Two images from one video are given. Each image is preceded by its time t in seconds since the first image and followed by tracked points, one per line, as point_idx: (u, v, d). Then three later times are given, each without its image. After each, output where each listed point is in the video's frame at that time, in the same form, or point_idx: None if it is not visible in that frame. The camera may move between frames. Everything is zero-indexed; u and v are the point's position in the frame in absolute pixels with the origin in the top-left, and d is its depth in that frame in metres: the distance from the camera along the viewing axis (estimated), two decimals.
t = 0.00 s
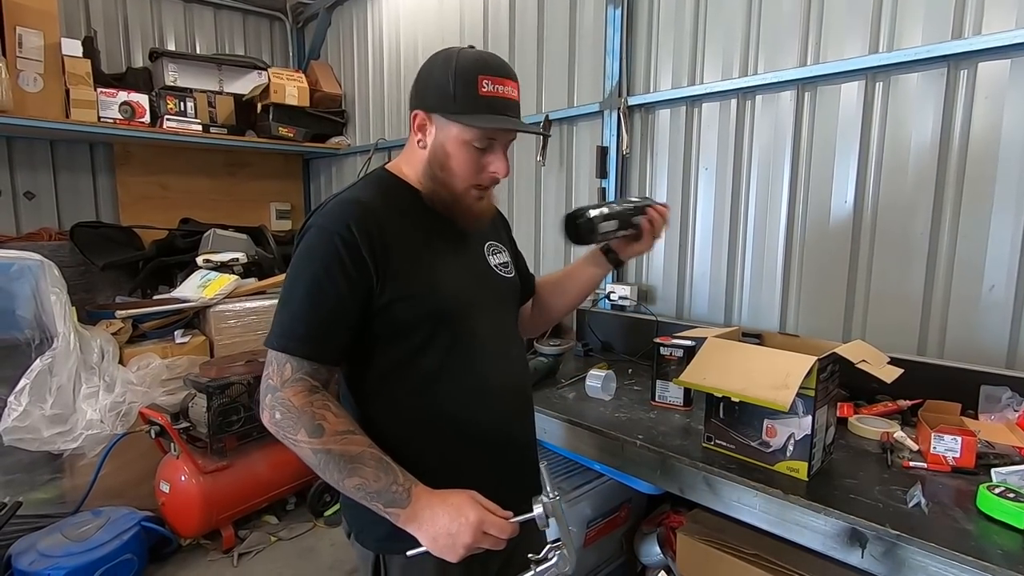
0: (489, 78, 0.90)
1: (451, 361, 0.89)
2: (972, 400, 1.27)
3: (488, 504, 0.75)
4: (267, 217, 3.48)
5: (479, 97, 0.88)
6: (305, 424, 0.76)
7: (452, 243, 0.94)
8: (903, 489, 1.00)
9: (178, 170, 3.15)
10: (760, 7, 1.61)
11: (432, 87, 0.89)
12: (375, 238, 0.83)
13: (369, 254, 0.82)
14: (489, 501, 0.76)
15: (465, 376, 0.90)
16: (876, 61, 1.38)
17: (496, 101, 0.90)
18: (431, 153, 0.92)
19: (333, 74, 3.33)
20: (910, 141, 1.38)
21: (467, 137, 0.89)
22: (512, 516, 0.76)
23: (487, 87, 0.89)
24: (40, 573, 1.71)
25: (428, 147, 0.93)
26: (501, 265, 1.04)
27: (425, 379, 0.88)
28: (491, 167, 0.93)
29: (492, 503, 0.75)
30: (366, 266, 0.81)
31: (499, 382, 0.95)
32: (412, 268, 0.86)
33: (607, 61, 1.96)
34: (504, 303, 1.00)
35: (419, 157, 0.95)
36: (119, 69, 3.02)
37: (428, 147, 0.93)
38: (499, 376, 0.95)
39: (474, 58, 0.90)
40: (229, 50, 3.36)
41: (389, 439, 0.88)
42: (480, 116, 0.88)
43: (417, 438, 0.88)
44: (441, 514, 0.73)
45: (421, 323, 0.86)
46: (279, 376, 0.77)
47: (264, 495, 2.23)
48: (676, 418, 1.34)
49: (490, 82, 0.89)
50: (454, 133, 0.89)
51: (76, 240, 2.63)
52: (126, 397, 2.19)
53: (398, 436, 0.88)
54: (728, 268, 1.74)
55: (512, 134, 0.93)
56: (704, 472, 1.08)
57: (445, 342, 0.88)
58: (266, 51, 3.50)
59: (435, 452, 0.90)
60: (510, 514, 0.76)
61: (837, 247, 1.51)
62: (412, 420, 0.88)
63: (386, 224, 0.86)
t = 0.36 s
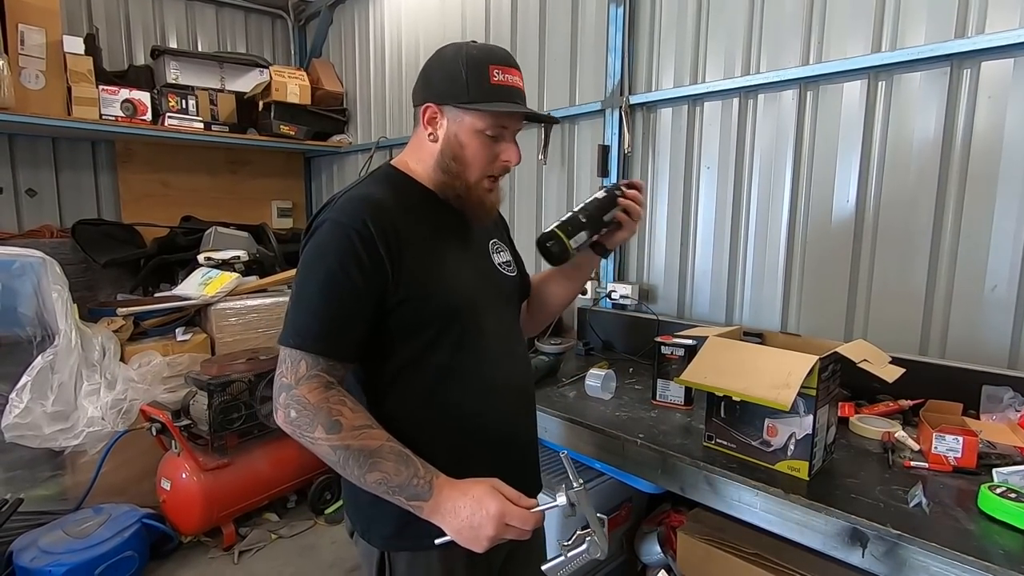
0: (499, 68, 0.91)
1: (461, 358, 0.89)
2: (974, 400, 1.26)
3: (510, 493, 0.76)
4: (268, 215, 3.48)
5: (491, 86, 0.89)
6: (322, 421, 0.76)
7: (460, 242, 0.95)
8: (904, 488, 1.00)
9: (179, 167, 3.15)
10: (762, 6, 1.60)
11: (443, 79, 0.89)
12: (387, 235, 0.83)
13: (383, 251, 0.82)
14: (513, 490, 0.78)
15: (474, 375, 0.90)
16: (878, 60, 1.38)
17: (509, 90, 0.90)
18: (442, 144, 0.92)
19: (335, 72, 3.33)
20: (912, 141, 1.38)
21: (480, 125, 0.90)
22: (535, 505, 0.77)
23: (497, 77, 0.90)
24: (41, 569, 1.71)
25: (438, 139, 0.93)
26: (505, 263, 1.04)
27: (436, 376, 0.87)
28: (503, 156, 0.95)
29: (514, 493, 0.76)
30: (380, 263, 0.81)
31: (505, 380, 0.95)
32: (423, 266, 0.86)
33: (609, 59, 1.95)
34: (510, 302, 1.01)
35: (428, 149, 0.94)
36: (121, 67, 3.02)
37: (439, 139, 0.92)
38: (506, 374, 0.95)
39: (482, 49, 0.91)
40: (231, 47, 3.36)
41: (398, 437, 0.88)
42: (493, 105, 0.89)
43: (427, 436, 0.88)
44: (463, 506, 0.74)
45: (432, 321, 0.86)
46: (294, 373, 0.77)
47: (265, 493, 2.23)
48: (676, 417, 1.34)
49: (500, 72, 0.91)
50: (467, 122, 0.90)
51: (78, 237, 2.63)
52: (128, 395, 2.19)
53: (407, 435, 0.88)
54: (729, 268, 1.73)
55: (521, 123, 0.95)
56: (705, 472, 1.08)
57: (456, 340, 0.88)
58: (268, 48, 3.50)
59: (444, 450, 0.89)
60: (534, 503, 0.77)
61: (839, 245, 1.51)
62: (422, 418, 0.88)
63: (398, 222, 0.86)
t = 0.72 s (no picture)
0: (446, 41, 0.91)
1: (457, 357, 0.89)
2: (974, 400, 1.26)
3: (499, 500, 0.75)
4: (268, 215, 3.48)
5: (437, 58, 0.91)
6: (315, 420, 0.76)
7: (456, 240, 0.95)
8: (904, 488, 1.00)
9: (181, 167, 3.16)
10: (764, 6, 1.60)
11: (403, 68, 0.95)
12: (380, 234, 0.83)
13: (376, 251, 0.82)
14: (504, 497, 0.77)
15: (470, 372, 0.90)
16: (879, 60, 1.38)
17: (457, 58, 0.91)
18: (408, 130, 0.96)
19: (336, 71, 3.33)
20: (913, 141, 1.38)
21: (433, 101, 0.93)
22: (524, 511, 0.77)
23: (445, 49, 0.91)
24: (43, 568, 1.72)
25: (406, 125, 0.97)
26: (505, 261, 1.04)
27: (431, 374, 0.88)
28: (464, 126, 0.94)
29: (502, 499, 0.76)
30: (372, 262, 0.81)
31: (503, 378, 0.95)
32: (417, 264, 0.86)
33: (610, 59, 1.95)
34: (508, 300, 1.01)
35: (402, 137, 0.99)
36: (122, 66, 3.02)
37: (407, 127, 0.97)
38: (504, 372, 0.95)
39: (433, 28, 0.94)
40: (232, 47, 3.36)
41: (395, 436, 0.88)
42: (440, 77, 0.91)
43: (423, 435, 0.88)
44: (451, 508, 0.74)
45: (427, 319, 0.86)
46: (288, 372, 0.77)
47: (266, 492, 2.24)
48: (677, 417, 1.34)
49: (448, 44, 0.91)
50: (423, 102, 0.93)
51: (79, 237, 2.63)
52: (129, 394, 2.19)
53: (404, 434, 0.88)
54: (730, 267, 1.73)
55: (478, 91, 0.95)
56: (706, 471, 1.08)
57: (450, 338, 0.88)
58: (269, 48, 3.50)
59: (441, 448, 0.90)
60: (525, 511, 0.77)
61: (840, 244, 1.51)
62: (417, 416, 0.88)
63: (391, 221, 0.86)
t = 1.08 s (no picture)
0: (464, 51, 0.92)
1: (455, 359, 0.89)
2: (975, 401, 1.26)
3: (501, 503, 0.71)
4: (269, 215, 3.49)
5: (456, 69, 0.90)
6: (316, 429, 0.76)
7: (454, 242, 0.95)
8: (904, 489, 1.00)
9: (182, 167, 3.16)
10: (764, 7, 1.60)
11: (415, 73, 0.91)
12: (376, 239, 0.84)
13: (372, 256, 0.82)
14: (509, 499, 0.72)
15: (470, 375, 0.90)
16: (880, 60, 1.38)
17: (476, 72, 0.91)
18: (417, 135, 0.94)
19: (337, 72, 3.34)
20: (914, 141, 1.38)
21: (449, 112, 0.92)
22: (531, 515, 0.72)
23: (463, 60, 0.91)
24: (44, 568, 1.72)
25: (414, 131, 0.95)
26: (504, 262, 1.04)
27: (431, 378, 0.88)
28: (480, 141, 0.95)
29: (506, 504, 0.71)
30: (370, 267, 0.81)
31: (503, 379, 0.95)
32: (414, 268, 0.86)
33: (610, 60, 1.96)
34: (508, 302, 1.01)
35: (407, 143, 0.97)
36: (124, 67, 3.03)
37: (415, 132, 0.94)
38: (504, 373, 0.95)
39: (447, 35, 0.93)
40: (233, 48, 3.37)
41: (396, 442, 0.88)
42: (459, 91, 0.90)
43: (424, 439, 0.88)
44: (455, 508, 0.72)
45: (425, 323, 0.86)
46: (289, 384, 0.78)
47: (267, 492, 2.24)
48: (677, 417, 1.34)
49: (466, 54, 0.91)
50: (437, 110, 0.92)
51: (80, 237, 2.64)
52: (130, 394, 2.20)
53: (404, 439, 0.88)
54: (730, 267, 1.74)
55: (494, 104, 0.96)
56: (705, 472, 1.08)
57: (449, 341, 0.88)
58: (270, 49, 3.51)
59: (442, 452, 0.89)
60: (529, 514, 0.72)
61: (840, 245, 1.51)
62: (418, 421, 0.88)
63: (387, 226, 0.86)
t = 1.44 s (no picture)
0: (444, 44, 0.90)
1: (457, 360, 0.90)
2: (974, 401, 1.26)
3: (567, 435, 0.71)
4: (268, 215, 3.49)
5: (437, 64, 0.90)
6: (361, 421, 0.75)
7: (456, 242, 0.95)
8: (904, 489, 1.00)
9: (182, 168, 3.16)
10: (764, 8, 1.60)
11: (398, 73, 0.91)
12: (381, 240, 0.84)
13: (379, 256, 0.82)
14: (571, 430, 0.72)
15: (471, 376, 0.91)
16: (879, 61, 1.38)
17: (458, 64, 0.90)
18: (409, 135, 0.95)
19: (337, 72, 3.34)
20: (913, 141, 1.38)
21: (435, 107, 0.92)
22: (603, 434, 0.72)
23: (444, 53, 0.90)
24: (44, 568, 1.72)
25: (405, 130, 0.96)
26: (507, 263, 1.04)
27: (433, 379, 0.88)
28: (470, 132, 0.94)
29: (574, 431, 0.71)
30: (377, 267, 0.81)
31: (505, 380, 0.96)
32: (419, 269, 0.87)
33: (610, 60, 1.96)
34: (510, 302, 1.01)
35: (401, 143, 0.98)
36: (124, 67, 3.03)
37: (407, 131, 0.96)
38: (505, 374, 0.96)
39: (427, 30, 0.92)
40: (233, 48, 3.37)
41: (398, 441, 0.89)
42: (443, 86, 0.91)
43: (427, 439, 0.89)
44: (525, 452, 0.71)
45: (429, 323, 0.87)
46: (324, 389, 0.77)
47: (267, 492, 2.24)
48: (677, 418, 1.34)
49: (446, 46, 0.90)
50: (424, 107, 0.92)
51: (80, 237, 2.64)
52: (130, 394, 2.20)
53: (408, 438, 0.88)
54: (730, 267, 1.74)
55: (480, 94, 0.95)
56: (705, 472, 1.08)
57: (452, 342, 0.89)
58: (270, 49, 3.51)
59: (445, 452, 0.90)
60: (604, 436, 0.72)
61: (840, 245, 1.51)
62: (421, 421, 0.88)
63: (390, 227, 0.87)
